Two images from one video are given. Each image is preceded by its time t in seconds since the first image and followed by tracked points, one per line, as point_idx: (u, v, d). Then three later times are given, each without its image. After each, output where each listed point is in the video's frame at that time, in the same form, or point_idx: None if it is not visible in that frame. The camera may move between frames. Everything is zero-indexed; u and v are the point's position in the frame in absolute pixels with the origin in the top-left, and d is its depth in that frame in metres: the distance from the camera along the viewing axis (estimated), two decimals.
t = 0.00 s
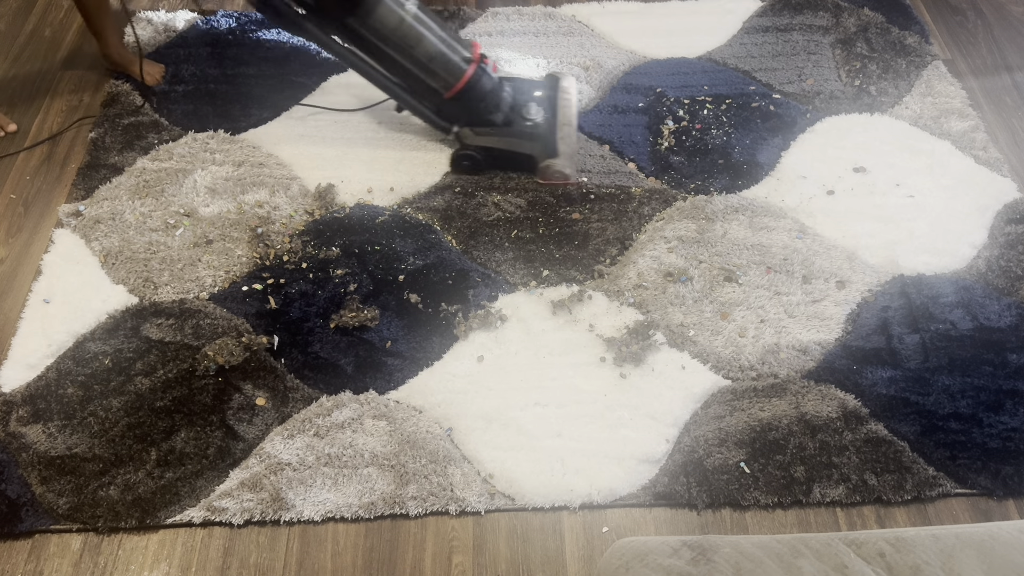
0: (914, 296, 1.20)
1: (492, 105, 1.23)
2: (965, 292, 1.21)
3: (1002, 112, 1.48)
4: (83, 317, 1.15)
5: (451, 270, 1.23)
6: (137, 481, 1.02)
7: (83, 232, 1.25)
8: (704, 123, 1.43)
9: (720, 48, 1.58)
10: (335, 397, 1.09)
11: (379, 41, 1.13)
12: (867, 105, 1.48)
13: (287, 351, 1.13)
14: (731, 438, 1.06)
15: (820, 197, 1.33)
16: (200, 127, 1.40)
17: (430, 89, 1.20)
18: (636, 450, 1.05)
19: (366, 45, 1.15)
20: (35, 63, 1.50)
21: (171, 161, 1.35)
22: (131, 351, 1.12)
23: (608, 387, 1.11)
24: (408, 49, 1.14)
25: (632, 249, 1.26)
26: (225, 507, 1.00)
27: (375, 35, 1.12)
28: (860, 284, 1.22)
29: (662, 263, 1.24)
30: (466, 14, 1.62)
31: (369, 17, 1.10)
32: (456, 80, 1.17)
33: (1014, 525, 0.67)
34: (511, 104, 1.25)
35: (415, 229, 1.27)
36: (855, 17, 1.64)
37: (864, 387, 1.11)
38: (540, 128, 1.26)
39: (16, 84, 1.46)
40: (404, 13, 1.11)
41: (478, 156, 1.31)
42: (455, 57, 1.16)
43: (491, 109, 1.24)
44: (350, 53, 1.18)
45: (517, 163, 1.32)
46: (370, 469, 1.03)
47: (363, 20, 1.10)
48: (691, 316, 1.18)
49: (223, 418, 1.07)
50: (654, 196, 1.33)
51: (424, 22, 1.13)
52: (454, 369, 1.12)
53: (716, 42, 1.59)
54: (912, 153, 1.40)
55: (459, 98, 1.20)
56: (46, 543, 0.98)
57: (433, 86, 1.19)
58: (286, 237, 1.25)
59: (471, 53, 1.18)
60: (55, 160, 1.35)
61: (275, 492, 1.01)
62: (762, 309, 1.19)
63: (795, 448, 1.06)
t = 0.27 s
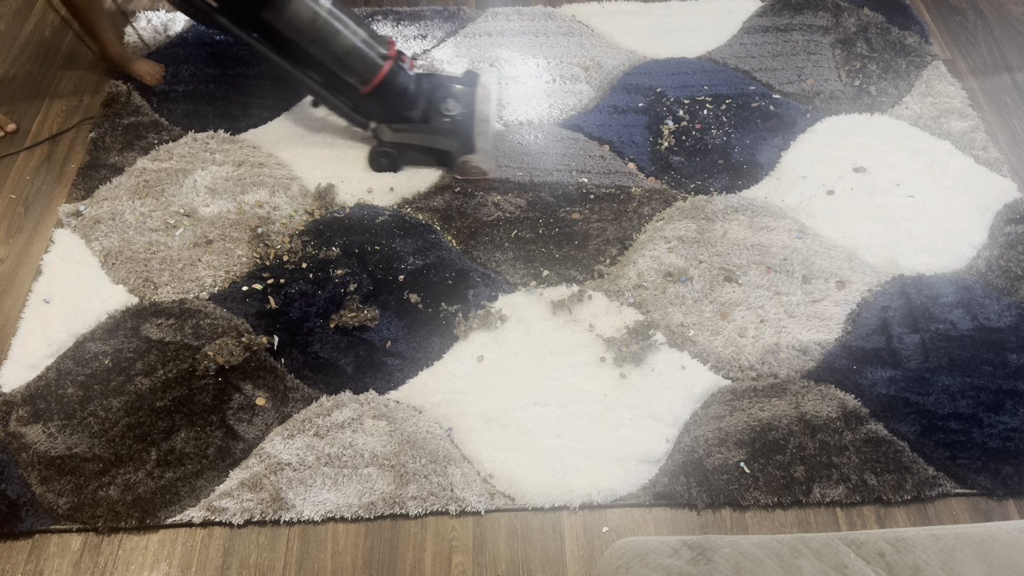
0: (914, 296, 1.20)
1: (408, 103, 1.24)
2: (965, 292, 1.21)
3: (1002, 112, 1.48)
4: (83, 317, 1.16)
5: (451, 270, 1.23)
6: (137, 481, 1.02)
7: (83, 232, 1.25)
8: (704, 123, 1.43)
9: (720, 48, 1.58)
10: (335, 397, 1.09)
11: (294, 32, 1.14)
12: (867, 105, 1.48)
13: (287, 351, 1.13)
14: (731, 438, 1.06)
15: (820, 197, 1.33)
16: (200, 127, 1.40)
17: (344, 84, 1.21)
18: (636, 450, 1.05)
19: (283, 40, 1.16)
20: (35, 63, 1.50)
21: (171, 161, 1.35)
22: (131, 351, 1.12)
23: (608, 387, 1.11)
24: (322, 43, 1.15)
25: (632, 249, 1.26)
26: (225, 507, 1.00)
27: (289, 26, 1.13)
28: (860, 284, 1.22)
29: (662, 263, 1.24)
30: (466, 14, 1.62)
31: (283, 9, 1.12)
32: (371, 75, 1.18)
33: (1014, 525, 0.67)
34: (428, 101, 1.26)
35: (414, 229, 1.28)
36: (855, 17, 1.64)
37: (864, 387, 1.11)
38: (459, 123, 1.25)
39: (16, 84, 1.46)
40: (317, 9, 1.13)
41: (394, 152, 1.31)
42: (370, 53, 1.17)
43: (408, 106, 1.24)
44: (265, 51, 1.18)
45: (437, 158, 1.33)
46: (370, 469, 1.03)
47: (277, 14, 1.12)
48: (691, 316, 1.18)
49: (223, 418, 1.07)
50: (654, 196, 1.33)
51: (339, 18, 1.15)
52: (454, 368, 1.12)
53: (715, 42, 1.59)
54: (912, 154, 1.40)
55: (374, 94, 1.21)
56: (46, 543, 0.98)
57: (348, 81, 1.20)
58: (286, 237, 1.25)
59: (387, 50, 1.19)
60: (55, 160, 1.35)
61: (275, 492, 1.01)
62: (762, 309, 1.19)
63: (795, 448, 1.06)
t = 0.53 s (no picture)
0: (914, 296, 1.20)
1: (322, 102, 1.28)
2: (965, 292, 1.21)
3: (1002, 112, 1.48)
4: (83, 317, 1.15)
5: (451, 270, 1.23)
6: (137, 481, 1.02)
7: (83, 232, 1.25)
8: (704, 123, 1.43)
9: (720, 48, 1.58)
10: (335, 397, 1.09)
11: (207, 29, 1.15)
12: (867, 105, 1.48)
13: (287, 351, 1.13)
14: (731, 438, 1.06)
15: (820, 197, 1.33)
16: (200, 127, 1.40)
17: (257, 82, 1.22)
18: (637, 450, 1.05)
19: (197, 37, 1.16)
20: (34, 64, 1.50)
21: (171, 161, 1.35)
22: (131, 351, 1.12)
23: (608, 387, 1.11)
24: (236, 39, 1.17)
25: (632, 249, 1.26)
26: (225, 507, 1.00)
27: (203, 22, 1.14)
28: (860, 284, 1.22)
29: (662, 263, 1.24)
30: (465, 14, 1.62)
31: (197, 4, 1.13)
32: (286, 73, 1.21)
33: (1014, 525, 0.67)
34: (341, 102, 1.30)
35: (414, 229, 1.27)
36: (856, 17, 1.64)
37: (864, 387, 1.11)
38: (372, 120, 1.29)
39: (16, 85, 1.46)
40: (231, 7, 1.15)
41: (306, 153, 1.31)
42: (284, 51, 1.20)
43: (321, 106, 1.28)
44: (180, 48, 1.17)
45: (348, 159, 1.34)
46: (370, 469, 1.03)
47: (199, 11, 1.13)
48: (691, 316, 1.18)
49: (223, 418, 1.07)
50: (654, 196, 1.33)
51: (253, 17, 1.17)
52: (454, 368, 1.12)
53: (716, 42, 1.59)
54: (912, 154, 1.40)
55: (288, 92, 1.24)
56: (46, 543, 0.98)
57: (261, 79, 1.22)
58: (286, 237, 1.25)
59: (302, 50, 1.23)
60: (55, 160, 1.35)
61: (275, 492, 1.01)
62: (762, 309, 1.19)
63: (795, 448, 1.06)
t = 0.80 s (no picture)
0: (914, 296, 1.20)
1: (301, 103, 1.30)
2: (965, 292, 1.21)
3: (1002, 112, 1.48)
4: (84, 317, 1.16)
5: (450, 270, 1.23)
6: (137, 481, 1.02)
7: (83, 232, 1.25)
8: (704, 123, 1.43)
9: (720, 48, 1.58)
10: (335, 397, 1.09)
11: (185, 30, 1.15)
12: (866, 105, 1.48)
13: (287, 351, 1.13)
14: (732, 438, 1.06)
15: (820, 197, 1.33)
16: (200, 126, 1.40)
17: (235, 83, 1.24)
18: (637, 450, 1.05)
19: (176, 39, 1.16)
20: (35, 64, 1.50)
21: (171, 161, 1.35)
22: (131, 351, 1.12)
23: (608, 387, 1.11)
24: (214, 40, 1.18)
25: (632, 249, 1.26)
26: (225, 507, 1.00)
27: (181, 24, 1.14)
28: (860, 284, 1.22)
29: (662, 263, 1.24)
30: (465, 14, 1.62)
31: (174, 6, 1.13)
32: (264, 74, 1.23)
33: (1014, 525, 0.67)
34: (320, 103, 1.33)
35: (414, 229, 1.28)
36: (856, 18, 1.64)
37: (864, 387, 1.11)
38: (350, 121, 1.33)
39: (16, 86, 1.46)
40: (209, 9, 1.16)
41: (286, 154, 1.31)
42: (262, 53, 1.22)
43: (300, 106, 1.31)
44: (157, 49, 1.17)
45: (330, 161, 1.34)
46: (370, 469, 1.03)
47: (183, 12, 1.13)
48: (691, 316, 1.18)
49: (223, 418, 1.07)
50: (654, 196, 1.33)
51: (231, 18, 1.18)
52: (454, 368, 1.12)
53: (716, 42, 1.59)
54: (913, 153, 1.40)
55: (266, 92, 1.26)
56: (46, 543, 0.98)
57: (239, 79, 1.23)
58: (286, 237, 1.25)
59: (281, 51, 1.25)
60: (55, 160, 1.35)
61: (275, 492, 1.01)
62: (762, 309, 1.19)
63: (795, 447, 1.06)
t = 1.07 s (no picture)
0: (914, 296, 1.20)
1: (318, 104, 1.30)
2: (965, 292, 1.21)
3: (1002, 112, 1.48)
4: (84, 317, 1.16)
5: (451, 270, 1.23)
6: (137, 481, 1.02)
7: (83, 232, 1.25)
8: (704, 123, 1.43)
9: (720, 48, 1.58)
10: (335, 397, 1.09)
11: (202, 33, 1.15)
12: (867, 105, 1.48)
13: (287, 351, 1.13)
14: (732, 438, 1.06)
15: (820, 197, 1.33)
16: (200, 126, 1.40)
17: (252, 85, 1.24)
18: (637, 450, 1.05)
19: (193, 42, 1.16)
20: (35, 64, 1.50)
21: (171, 161, 1.35)
22: (131, 351, 1.12)
23: (608, 387, 1.11)
24: (231, 43, 1.17)
25: (632, 249, 1.26)
26: (225, 507, 1.00)
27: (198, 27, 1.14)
28: (860, 284, 1.22)
29: (662, 263, 1.24)
30: (465, 14, 1.62)
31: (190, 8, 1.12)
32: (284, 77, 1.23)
33: (1014, 525, 0.67)
34: (336, 105, 1.33)
35: (414, 229, 1.28)
36: (856, 18, 1.64)
37: (864, 387, 1.11)
38: (368, 124, 1.33)
39: (16, 85, 1.46)
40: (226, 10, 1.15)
41: (303, 155, 1.31)
42: (280, 55, 1.22)
43: (318, 108, 1.30)
44: (174, 54, 1.16)
45: (346, 163, 1.35)
46: (370, 469, 1.03)
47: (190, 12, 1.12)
48: (691, 316, 1.18)
49: (223, 418, 1.07)
50: (654, 196, 1.33)
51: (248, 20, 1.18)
52: (455, 368, 1.12)
53: (715, 42, 1.59)
54: (913, 153, 1.40)
55: (284, 95, 1.26)
56: (46, 543, 0.98)
57: (256, 81, 1.23)
58: (286, 237, 1.25)
59: (298, 52, 1.25)
60: (55, 160, 1.35)
61: (275, 492, 1.01)
62: (762, 309, 1.19)
63: (795, 447, 1.06)
